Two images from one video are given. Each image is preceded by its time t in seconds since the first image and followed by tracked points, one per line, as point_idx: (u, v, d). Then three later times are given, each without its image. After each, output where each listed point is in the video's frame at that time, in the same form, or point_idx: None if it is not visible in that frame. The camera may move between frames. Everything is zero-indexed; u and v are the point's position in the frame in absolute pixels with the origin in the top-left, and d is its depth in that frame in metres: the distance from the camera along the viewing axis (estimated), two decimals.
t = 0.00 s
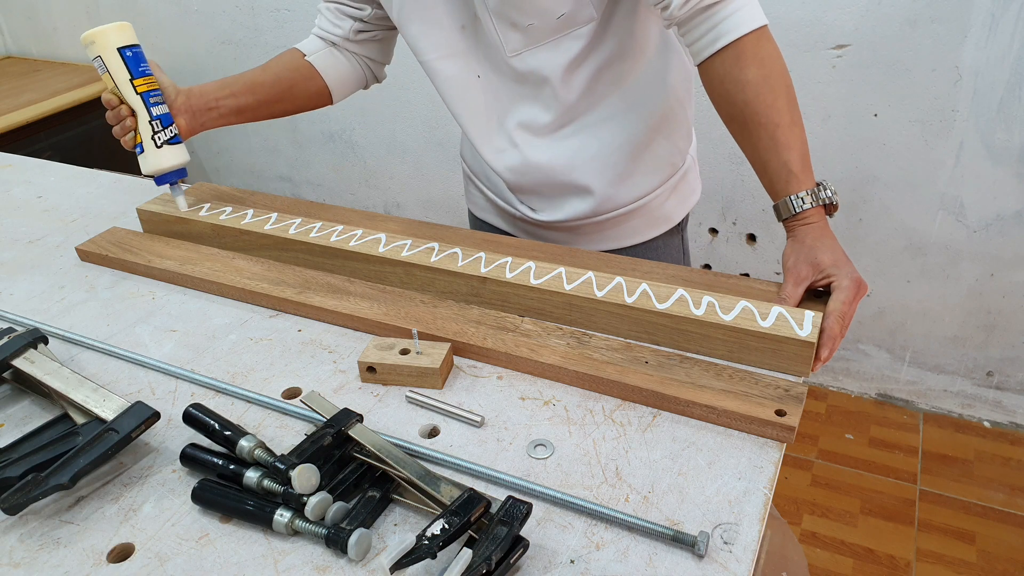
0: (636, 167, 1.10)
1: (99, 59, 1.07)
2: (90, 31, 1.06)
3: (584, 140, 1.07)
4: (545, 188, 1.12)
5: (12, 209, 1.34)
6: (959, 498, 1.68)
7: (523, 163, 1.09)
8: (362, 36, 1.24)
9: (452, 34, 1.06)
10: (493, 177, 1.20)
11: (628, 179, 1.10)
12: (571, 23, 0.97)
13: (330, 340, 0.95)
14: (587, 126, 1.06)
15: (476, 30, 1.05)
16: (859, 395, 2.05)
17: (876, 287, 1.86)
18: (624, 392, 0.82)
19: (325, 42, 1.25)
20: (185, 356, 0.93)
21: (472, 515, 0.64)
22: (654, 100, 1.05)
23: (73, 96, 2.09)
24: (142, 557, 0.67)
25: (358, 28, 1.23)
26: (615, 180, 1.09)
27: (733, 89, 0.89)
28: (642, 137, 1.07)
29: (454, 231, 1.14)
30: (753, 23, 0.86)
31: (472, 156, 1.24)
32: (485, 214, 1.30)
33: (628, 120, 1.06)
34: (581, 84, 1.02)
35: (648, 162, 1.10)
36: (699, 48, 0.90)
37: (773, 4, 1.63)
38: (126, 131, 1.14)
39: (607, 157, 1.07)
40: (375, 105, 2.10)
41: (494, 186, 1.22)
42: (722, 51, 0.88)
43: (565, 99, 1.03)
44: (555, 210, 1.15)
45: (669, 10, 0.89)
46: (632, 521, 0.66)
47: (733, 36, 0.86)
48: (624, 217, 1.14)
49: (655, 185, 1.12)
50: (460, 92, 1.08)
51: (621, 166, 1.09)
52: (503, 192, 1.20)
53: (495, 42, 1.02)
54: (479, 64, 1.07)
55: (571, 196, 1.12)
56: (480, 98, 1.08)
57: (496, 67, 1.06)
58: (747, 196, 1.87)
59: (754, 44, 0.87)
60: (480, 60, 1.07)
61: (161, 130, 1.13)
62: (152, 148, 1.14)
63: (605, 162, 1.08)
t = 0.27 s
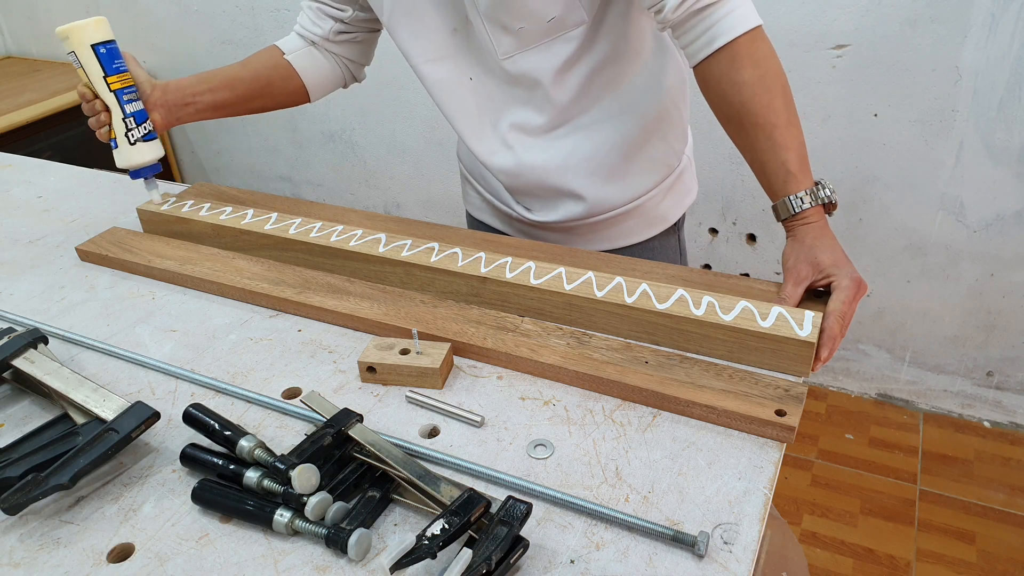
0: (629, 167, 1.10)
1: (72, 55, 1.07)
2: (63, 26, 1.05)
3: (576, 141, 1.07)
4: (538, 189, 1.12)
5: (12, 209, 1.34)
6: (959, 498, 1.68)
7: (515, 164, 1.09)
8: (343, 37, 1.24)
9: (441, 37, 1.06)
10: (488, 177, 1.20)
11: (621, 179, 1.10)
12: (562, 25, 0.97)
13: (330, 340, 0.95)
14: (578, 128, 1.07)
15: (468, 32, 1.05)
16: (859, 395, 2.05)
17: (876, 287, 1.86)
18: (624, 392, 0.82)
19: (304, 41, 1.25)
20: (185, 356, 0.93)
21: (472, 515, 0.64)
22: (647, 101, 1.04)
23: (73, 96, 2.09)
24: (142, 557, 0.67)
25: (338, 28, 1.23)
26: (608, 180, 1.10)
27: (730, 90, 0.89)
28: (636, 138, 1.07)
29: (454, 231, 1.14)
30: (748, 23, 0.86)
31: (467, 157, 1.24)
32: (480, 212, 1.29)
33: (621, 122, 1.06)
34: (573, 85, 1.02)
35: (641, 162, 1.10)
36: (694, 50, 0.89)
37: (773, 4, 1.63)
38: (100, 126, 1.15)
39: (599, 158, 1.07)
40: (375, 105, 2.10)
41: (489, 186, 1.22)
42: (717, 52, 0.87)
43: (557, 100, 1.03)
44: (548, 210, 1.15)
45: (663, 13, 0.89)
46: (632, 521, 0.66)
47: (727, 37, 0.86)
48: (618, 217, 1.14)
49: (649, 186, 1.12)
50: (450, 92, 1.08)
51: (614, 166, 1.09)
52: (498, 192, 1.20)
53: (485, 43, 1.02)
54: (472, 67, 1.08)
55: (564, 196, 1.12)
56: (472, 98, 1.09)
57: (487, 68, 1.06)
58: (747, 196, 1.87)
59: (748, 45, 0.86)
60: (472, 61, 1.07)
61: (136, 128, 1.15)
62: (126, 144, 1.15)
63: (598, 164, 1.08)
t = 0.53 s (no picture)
0: (629, 167, 1.10)
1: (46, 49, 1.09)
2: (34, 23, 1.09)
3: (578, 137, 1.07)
4: (536, 188, 1.11)
5: (12, 209, 1.34)
6: (959, 498, 1.68)
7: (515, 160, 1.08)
8: (336, 22, 1.25)
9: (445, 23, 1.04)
10: (485, 177, 1.20)
11: (620, 178, 1.11)
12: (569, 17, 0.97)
13: (329, 340, 0.95)
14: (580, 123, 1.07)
15: (471, 22, 1.04)
16: (859, 395, 2.05)
17: (876, 287, 1.86)
18: (625, 392, 0.82)
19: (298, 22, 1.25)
20: (185, 356, 0.93)
21: (472, 515, 0.64)
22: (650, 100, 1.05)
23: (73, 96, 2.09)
24: (142, 557, 0.67)
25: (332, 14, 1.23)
26: (607, 179, 1.10)
27: (735, 88, 0.89)
28: (637, 137, 1.07)
29: (454, 231, 1.14)
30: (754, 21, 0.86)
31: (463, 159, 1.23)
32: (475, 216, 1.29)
33: (623, 120, 1.06)
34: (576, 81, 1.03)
35: (640, 162, 1.10)
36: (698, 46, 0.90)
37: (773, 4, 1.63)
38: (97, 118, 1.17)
39: (600, 154, 1.07)
40: (375, 105, 2.10)
41: (485, 187, 1.21)
42: (722, 48, 0.88)
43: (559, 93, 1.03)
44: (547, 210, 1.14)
45: (670, 6, 0.89)
46: (632, 521, 0.66)
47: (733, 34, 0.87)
48: (617, 218, 1.13)
49: (648, 187, 1.12)
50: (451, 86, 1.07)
51: (613, 164, 1.09)
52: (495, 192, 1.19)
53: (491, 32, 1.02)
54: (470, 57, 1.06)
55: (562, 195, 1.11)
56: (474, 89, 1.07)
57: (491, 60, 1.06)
58: (747, 196, 1.87)
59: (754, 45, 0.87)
60: (472, 51, 1.06)
61: (118, 106, 1.11)
62: (115, 126, 1.12)
63: (598, 161, 1.08)
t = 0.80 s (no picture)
0: (588, 175, 1.11)
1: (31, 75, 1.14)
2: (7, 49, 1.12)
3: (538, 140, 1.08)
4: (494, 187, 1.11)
5: (12, 209, 1.34)
6: (959, 498, 1.68)
7: (476, 158, 1.08)
8: None
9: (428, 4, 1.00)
10: (446, 174, 1.19)
11: (578, 187, 1.12)
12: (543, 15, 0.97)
13: (329, 340, 0.95)
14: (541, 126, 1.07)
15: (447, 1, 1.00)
16: (859, 395, 2.05)
17: (876, 287, 1.86)
18: (624, 392, 0.82)
19: None
20: (185, 356, 0.93)
21: (472, 515, 0.64)
22: (613, 110, 1.07)
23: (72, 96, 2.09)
24: (142, 557, 0.67)
25: None
26: (564, 186, 1.11)
27: (731, 81, 0.89)
28: (599, 144, 1.08)
29: (454, 231, 1.14)
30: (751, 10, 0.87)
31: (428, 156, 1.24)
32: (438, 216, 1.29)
33: (586, 127, 1.08)
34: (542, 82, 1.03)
35: (601, 170, 1.12)
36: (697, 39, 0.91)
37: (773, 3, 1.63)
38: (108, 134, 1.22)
39: (559, 160, 1.08)
40: (375, 105, 2.10)
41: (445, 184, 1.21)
42: (719, 41, 0.88)
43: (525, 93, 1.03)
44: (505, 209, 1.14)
45: None
46: (632, 521, 0.66)
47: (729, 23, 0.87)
48: (571, 224, 1.15)
49: (604, 197, 1.14)
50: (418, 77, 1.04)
51: (575, 170, 1.10)
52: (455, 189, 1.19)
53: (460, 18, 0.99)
54: (437, 41, 1.01)
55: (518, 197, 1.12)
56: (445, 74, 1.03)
57: (457, 47, 1.03)
58: (747, 196, 1.87)
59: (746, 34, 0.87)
60: (435, 36, 1.01)
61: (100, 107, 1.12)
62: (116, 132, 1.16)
63: (560, 165, 1.09)
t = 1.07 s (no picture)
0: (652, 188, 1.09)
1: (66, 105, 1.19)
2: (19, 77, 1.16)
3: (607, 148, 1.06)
4: (546, 196, 1.08)
5: (12, 209, 1.34)
6: (959, 498, 1.68)
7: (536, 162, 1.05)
8: None
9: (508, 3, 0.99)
10: (492, 180, 1.16)
11: (638, 202, 1.09)
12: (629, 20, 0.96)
13: (329, 340, 0.95)
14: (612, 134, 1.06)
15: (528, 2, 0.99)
16: (859, 395, 2.05)
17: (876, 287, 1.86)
18: (624, 392, 0.82)
19: None
20: (185, 356, 0.93)
21: (472, 516, 0.64)
22: (683, 125, 1.06)
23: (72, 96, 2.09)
24: (141, 557, 0.67)
25: None
26: (626, 200, 1.08)
27: (822, 79, 0.89)
28: (669, 157, 1.07)
29: (454, 231, 1.14)
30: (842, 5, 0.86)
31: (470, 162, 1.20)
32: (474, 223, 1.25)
33: (654, 141, 1.06)
34: (619, 89, 1.01)
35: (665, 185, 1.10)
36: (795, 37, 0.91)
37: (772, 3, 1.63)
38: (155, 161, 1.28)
39: (623, 171, 1.06)
40: (375, 105, 2.10)
41: (487, 192, 1.18)
42: (820, 43, 0.88)
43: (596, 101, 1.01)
44: (559, 218, 1.11)
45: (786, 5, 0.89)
46: (632, 520, 0.66)
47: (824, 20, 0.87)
48: (628, 239, 1.13)
49: (663, 214, 1.11)
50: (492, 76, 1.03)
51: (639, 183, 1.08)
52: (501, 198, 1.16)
53: (549, 17, 0.97)
54: (516, 42, 1.00)
55: (577, 206, 1.10)
56: (517, 76, 1.02)
57: (540, 48, 1.00)
58: (747, 196, 1.87)
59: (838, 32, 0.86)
60: (518, 37, 1.00)
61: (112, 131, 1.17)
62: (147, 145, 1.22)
63: (625, 176, 1.07)
